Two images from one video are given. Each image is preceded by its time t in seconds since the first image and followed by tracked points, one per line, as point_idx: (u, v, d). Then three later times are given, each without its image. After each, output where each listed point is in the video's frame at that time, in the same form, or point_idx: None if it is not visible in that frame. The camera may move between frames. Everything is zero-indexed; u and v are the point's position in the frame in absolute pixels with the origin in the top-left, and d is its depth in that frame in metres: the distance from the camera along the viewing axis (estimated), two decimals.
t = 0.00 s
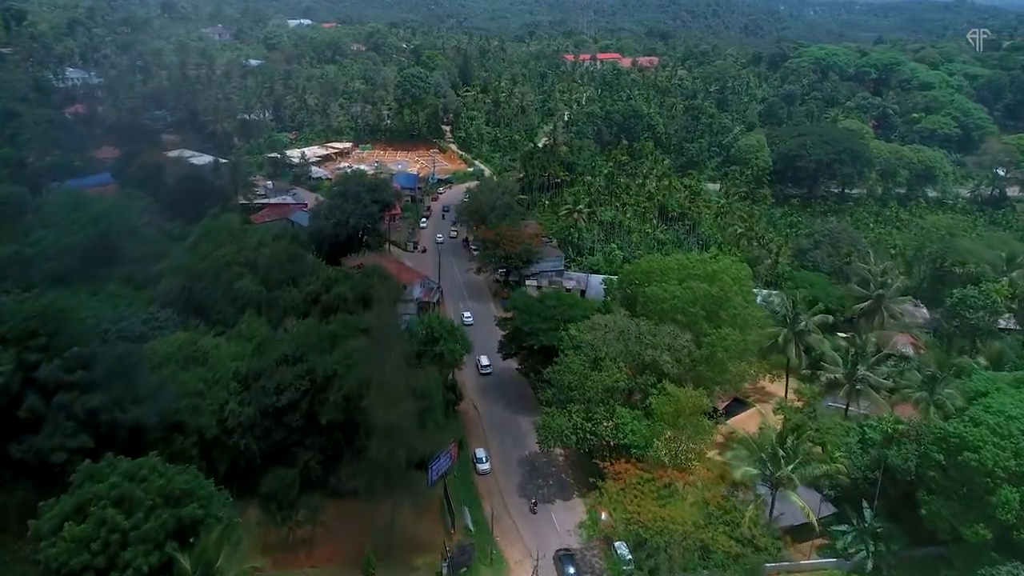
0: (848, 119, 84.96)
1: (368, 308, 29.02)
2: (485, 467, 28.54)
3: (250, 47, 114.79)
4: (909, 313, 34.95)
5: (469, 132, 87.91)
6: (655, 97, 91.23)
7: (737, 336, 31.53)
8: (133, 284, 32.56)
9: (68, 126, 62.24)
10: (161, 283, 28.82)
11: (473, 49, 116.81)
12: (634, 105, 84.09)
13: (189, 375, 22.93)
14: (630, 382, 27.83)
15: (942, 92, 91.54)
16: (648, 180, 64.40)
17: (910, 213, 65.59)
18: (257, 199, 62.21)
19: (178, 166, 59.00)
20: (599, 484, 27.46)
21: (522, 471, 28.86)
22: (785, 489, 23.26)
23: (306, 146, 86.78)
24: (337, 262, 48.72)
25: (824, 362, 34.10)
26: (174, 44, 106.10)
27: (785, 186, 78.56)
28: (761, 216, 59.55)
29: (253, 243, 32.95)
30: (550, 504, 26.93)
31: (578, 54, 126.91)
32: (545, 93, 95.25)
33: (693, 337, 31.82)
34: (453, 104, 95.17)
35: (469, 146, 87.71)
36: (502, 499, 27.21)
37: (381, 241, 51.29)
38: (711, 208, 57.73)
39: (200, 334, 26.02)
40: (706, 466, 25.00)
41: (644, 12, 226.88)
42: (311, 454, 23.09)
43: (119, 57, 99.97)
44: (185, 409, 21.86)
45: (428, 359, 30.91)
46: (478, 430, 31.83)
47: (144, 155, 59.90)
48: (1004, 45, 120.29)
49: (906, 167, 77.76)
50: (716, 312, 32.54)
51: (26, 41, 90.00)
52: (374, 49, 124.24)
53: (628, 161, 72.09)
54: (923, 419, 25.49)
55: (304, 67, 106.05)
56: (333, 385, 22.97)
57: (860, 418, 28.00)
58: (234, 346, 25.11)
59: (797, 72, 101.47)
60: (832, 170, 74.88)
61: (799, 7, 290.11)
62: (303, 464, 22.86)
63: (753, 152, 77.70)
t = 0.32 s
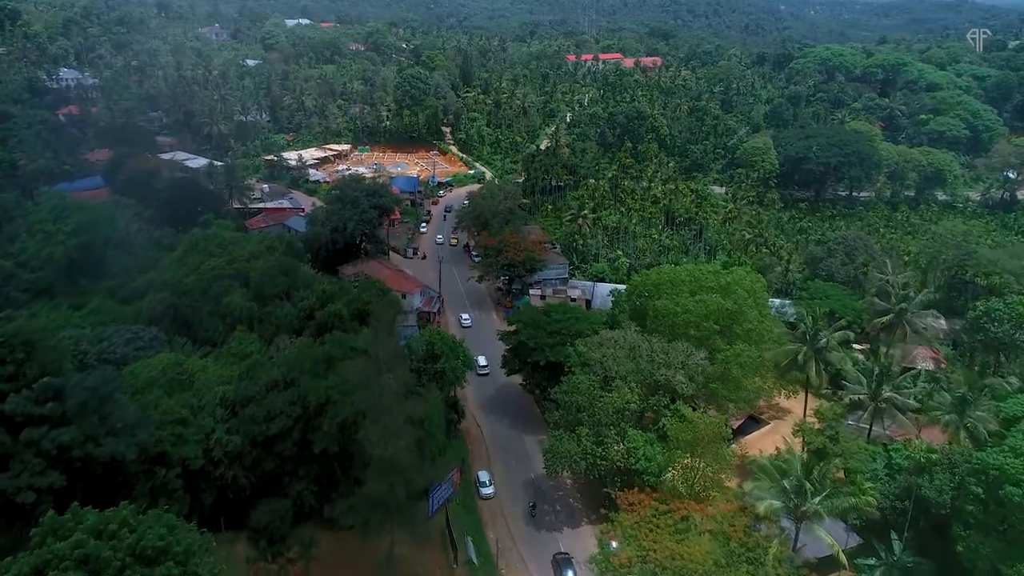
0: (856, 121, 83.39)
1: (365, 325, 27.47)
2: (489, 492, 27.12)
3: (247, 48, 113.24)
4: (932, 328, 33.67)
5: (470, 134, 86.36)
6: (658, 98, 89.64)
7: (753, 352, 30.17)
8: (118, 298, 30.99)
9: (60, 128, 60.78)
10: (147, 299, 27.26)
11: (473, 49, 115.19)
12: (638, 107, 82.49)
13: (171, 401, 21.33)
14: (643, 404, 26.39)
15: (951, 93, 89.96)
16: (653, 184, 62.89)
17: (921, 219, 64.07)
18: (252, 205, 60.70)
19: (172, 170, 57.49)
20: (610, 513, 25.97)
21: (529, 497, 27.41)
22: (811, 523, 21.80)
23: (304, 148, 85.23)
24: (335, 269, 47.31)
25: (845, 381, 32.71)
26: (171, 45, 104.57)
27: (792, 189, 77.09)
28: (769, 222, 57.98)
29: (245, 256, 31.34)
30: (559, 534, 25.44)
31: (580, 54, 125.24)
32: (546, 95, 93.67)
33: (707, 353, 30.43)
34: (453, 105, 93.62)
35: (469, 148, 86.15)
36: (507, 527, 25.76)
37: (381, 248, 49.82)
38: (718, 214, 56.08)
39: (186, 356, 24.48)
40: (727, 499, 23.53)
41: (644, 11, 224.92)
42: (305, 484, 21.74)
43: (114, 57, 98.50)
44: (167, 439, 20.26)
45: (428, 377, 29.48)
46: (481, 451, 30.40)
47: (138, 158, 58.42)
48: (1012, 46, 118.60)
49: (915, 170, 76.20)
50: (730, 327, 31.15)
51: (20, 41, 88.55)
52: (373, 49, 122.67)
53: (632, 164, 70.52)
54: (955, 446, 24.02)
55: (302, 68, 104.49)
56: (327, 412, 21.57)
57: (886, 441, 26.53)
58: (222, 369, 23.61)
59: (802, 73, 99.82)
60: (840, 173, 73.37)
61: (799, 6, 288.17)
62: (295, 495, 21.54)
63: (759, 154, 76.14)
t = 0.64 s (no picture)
0: (863, 122, 81.94)
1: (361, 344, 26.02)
2: (492, 518, 25.71)
3: (244, 49, 111.78)
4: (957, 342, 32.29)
5: (470, 136, 84.84)
6: (662, 100, 88.13)
7: (769, 369, 28.87)
8: (103, 311, 29.61)
9: (52, 130, 59.41)
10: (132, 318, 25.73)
11: (473, 49, 113.73)
12: (641, 108, 80.95)
13: (152, 431, 19.88)
14: (656, 427, 25.00)
15: (958, 94, 88.54)
16: (658, 188, 61.41)
17: (932, 224, 62.61)
18: (248, 210, 59.36)
19: (164, 174, 55.96)
20: (621, 542, 24.63)
21: (534, 524, 25.94)
22: (841, 560, 20.18)
23: (301, 150, 83.69)
24: (332, 277, 45.88)
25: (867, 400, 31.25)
26: (167, 45, 103.15)
27: (798, 192, 75.74)
28: (778, 227, 56.50)
29: (236, 268, 29.90)
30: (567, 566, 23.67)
31: (581, 54, 123.86)
32: (548, 96, 92.08)
33: (722, 370, 29.06)
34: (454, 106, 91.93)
35: (470, 150, 84.62)
36: (512, 557, 24.33)
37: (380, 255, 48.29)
38: (725, 218, 54.27)
39: (172, 379, 22.96)
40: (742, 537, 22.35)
41: (644, 10, 223.58)
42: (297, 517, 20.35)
43: (109, 58, 97.08)
44: (148, 472, 18.72)
45: (428, 397, 28.06)
46: (484, 472, 28.98)
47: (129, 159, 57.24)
48: (1018, 46, 117.22)
49: (923, 173, 74.76)
50: (744, 343, 29.83)
51: (13, 41, 87.00)
52: (371, 50, 121.32)
53: (636, 167, 69.06)
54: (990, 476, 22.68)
55: (299, 68, 103.07)
56: (321, 442, 20.18)
57: (916, 466, 25.15)
58: (209, 394, 22.08)
59: (807, 73, 98.34)
60: (847, 176, 71.94)
61: (801, 6, 286.71)
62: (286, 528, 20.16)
63: (766, 157, 74.66)
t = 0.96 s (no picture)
0: (882, 127, 78.31)
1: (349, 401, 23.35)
2: None
3: (238, 50, 108.20)
4: None
5: (471, 141, 81.24)
6: (670, 103, 84.57)
7: (817, 423, 25.32)
8: (57, 357, 26.37)
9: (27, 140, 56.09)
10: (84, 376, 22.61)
11: (475, 49, 110.04)
12: (650, 112, 77.16)
13: (93, 524, 17.93)
14: (693, 496, 21.47)
15: (980, 97, 84.85)
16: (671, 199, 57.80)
17: (961, 237, 58.89)
18: (235, 223, 56.00)
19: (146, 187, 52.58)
20: None
21: None
22: None
23: (295, 156, 80.21)
24: (324, 301, 42.42)
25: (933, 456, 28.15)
26: (156, 45, 99.64)
27: (814, 201, 72.20)
28: (800, 243, 52.90)
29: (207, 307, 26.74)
30: None
31: (585, 54, 120.31)
32: (551, 99, 88.51)
33: (763, 422, 25.56)
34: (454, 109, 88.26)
35: (471, 156, 80.98)
36: None
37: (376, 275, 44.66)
38: (745, 234, 51.46)
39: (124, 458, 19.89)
40: None
41: (646, 8, 219.62)
42: None
43: (97, 59, 93.62)
44: None
45: (429, 454, 24.40)
46: (493, 539, 25.48)
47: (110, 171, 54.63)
48: None
49: (947, 181, 71.11)
50: (788, 392, 26.36)
51: None
52: (370, 50, 117.77)
53: (646, 175, 65.51)
54: None
55: (294, 70, 99.52)
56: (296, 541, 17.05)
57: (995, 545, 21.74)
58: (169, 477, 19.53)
59: (821, 74, 94.72)
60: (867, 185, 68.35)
61: (803, 4, 282.78)
62: None
63: (781, 164, 71.11)
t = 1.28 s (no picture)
0: (912, 135, 73.28)
1: (326, 531, 18.97)
2: None
3: (227, 51, 102.86)
4: None
5: (473, 150, 76.13)
6: (685, 110, 79.61)
7: (912, 527, 20.39)
8: None
9: None
10: None
11: (475, 50, 104.81)
12: (666, 119, 71.64)
13: None
14: None
15: (1014, 103, 79.80)
16: (694, 219, 52.94)
17: (1010, 261, 54.10)
18: (216, 245, 50.91)
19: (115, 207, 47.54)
20: None
21: None
22: None
23: (285, 167, 75.14)
24: (309, 342, 37.27)
25: None
26: (139, 46, 94.26)
27: (842, 215, 67.36)
28: (841, 269, 47.78)
29: (156, 383, 21.82)
30: None
31: (590, 56, 115.15)
32: (558, 106, 83.43)
33: (844, 529, 20.65)
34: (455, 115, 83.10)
35: (473, 165, 75.87)
36: None
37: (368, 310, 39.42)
38: (779, 262, 47.02)
39: None
40: None
41: (648, 5, 213.74)
42: None
43: (75, 62, 88.24)
44: None
45: None
46: None
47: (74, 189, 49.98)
48: None
49: (986, 194, 66.12)
50: (876, 484, 21.28)
51: None
52: (365, 51, 112.57)
53: (664, 191, 60.62)
54: None
55: (286, 73, 94.30)
56: None
57: None
58: None
59: (843, 77, 89.66)
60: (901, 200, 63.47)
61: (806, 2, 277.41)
62: None
63: (808, 176, 66.14)
